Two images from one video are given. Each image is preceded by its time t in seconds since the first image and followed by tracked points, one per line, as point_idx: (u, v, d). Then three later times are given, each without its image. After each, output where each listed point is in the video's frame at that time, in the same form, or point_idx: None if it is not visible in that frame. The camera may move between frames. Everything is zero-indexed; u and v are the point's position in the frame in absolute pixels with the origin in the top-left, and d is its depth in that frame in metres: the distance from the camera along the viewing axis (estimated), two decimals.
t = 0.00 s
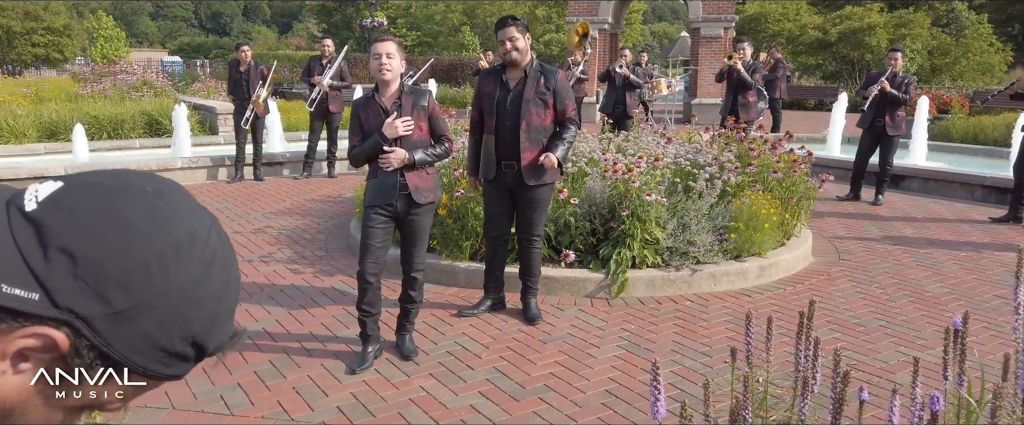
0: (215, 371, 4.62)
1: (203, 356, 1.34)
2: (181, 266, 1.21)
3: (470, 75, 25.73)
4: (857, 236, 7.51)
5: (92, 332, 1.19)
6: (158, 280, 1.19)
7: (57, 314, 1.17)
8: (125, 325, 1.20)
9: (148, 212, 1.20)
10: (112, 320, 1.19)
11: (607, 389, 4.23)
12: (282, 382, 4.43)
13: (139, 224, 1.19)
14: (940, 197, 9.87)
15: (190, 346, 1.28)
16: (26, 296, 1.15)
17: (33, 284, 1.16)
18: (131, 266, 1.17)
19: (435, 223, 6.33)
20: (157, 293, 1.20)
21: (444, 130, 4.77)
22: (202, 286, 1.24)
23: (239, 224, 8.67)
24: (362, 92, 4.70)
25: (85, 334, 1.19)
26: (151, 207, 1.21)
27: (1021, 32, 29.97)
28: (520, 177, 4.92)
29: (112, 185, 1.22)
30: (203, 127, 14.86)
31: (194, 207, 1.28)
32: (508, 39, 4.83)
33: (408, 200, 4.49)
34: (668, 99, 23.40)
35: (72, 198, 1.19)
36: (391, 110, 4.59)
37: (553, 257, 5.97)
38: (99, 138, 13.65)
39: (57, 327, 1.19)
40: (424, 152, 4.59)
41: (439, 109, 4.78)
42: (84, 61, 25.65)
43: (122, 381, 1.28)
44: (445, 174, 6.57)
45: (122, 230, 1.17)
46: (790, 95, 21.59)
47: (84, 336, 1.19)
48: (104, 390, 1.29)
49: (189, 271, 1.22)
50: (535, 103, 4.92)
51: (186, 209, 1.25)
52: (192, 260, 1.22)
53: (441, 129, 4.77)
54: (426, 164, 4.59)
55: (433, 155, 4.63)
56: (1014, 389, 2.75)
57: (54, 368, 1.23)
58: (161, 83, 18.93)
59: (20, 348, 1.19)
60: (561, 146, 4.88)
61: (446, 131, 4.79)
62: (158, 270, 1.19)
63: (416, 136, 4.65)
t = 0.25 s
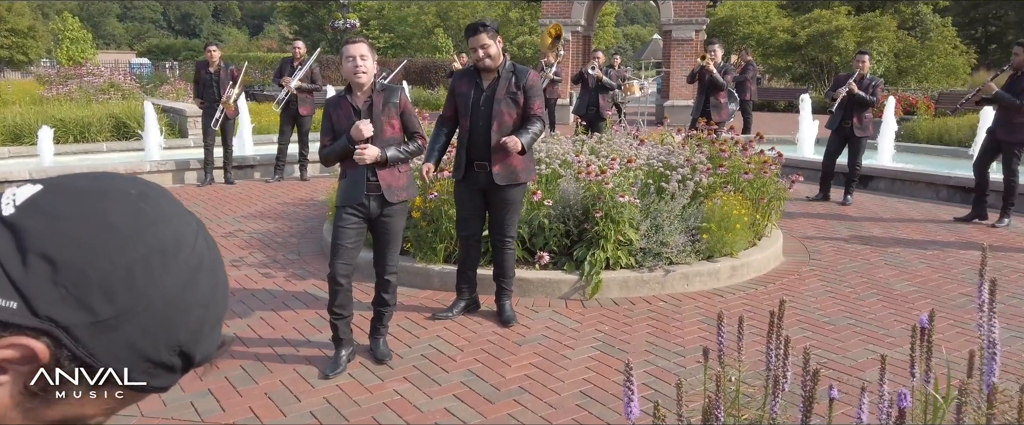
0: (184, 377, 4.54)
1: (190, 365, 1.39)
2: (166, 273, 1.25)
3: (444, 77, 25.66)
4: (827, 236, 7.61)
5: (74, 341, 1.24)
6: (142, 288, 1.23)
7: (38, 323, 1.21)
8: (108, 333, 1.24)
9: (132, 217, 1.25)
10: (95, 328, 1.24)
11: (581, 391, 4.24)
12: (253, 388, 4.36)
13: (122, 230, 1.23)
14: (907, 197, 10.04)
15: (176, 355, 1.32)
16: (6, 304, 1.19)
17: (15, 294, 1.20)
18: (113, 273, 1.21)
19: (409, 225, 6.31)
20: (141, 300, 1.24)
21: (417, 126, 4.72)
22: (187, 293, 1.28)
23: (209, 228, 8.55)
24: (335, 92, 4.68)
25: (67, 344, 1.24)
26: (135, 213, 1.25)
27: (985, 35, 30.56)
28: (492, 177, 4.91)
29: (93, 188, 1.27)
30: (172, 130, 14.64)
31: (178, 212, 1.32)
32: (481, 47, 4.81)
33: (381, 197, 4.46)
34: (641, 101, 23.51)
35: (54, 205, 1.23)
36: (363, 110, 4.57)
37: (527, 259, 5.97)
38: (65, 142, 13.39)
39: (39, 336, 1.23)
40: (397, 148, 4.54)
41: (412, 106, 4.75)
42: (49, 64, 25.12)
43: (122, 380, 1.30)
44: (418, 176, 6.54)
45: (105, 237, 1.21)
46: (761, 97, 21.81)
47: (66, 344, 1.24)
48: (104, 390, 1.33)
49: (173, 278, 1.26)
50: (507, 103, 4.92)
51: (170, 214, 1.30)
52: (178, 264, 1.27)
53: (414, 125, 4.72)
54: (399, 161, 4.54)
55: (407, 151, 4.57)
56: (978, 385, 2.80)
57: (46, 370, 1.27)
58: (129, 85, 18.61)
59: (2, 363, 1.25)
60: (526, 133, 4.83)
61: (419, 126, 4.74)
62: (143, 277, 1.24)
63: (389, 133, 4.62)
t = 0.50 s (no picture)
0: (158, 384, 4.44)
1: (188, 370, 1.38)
2: (167, 276, 1.24)
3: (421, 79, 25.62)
4: (801, 236, 7.69)
5: (70, 346, 1.22)
6: (143, 291, 1.22)
7: (34, 327, 1.19)
8: (107, 337, 1.23)
9: (130, 218, 1.23)
10: (92, 333, 1.22)
11: (560, 392, 4.24)
12: (229, 393, 4.29)
13: (121, 231, 1.21)
14: (880, 197, 10.18)
15: (176, 360, 1.31)
16: None
17: (8, 297, 1.17)
18: (112, 276, 1.20)
19: (387, 228, 6.28)
20: (140, 303, 1.23)
21: (394, 137, 4.71)
22: (187, 297, 1.27)
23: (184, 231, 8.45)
24: (313, 96, 4.64)
25: (65, 349, 1.22)
26: (133, 215, 1.23)
27: (954, 38, 31.11)
28: (476, 182, 4.91)
29: (90, 187, 1.24)
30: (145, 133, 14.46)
31: (175, 213, 1.31)
32: (461, 55, 4.80)
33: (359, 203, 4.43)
34: (618, 103, 23.63)
35: (48, 204, 1.20)
36: (341, 115, 4.54)
37: (506, 261, 5.97)
38: (36, 145, 13.17)
39: (33, 341, 1.21)
40: (377, 154, 4.51)
41: (391, 114, 4.71)
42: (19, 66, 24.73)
43: (122, 381, 1.28)
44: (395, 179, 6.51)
45: (103, 239, 1.19)
46: (736, 99, 22.02)
47: (63, 349, 1.22)
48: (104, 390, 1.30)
49: (174, 281, 1.25)
50: (486, 108, 4.91)
51: (168, 215, 1.28)
52: (178, 267, 1.26)
53: (391, 135, 4.70)
54: (378, 167, 4.51)
55: (382, 159, 4.53)
56: (949, 383, 2.85)
57: (44, 370, 1.24)
58: (102, 88, 18.37)
59: None
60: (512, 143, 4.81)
61: (396, 138, 4.73)
62: (143, 280, 1.22)
63: (367, 139, 4.58)
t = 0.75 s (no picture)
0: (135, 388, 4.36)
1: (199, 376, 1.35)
2: (181, 279, 1.22)
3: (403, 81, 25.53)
4: (781, 237, 7.76)
5: (84, 353, 1.20)
6: (157, 295, 1.20)
7: (46, 335, 1.17)
8: (122, 344, 1.21)
9: (140, 221, 1.21)
10: (106, 339, 1.20)
11: (543, 394, 4.23)
12: (209, 397, 4.22)
13: (132, 233, 1.19)
14: (858, 197, 10.28)
15: (190, 365, 1.29)
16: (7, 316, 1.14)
17: (20, 304, 1.15)
18: (125, 281, 1.18)
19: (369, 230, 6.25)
20: (155, 308, 1.21)
21: (379, 141, 4.70)
22: (200, 300, 1.26)
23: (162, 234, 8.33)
24: (294, 97, 4.58)
25: (77, 356, 1.19)
26: (144, 218, 1.22)
27: (930, 41, 31.52)
28: (458, 184, 4.90)
29: (97, 191, 1.22)
30: (123, 136, 14.29)
31: (183, 215, 1.29)
32: (441, 57, 4.79)
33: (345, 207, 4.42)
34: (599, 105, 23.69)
35: (56, 208, 1.18)
36: (326, 117, 4.51)
37: (488, 263, 5.97)
38: (11, 148, 12.97)
39: (47, 349, 1.19)
40: (361, 157, 4.51)
41: (374, 119, 4.72)
42: None
43: (122, 381, 1.24)
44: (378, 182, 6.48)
45: (116, 242, 1.18)
46: (716, 101, 22.17)
47: (76, 357, 1.19)
48: (103, 391, 1.25)
49: (187, 284, 1.23)
50: (467, 111, 4.90)
51: (178, 217, 1.27)
52: (190, 270, 1.24)
53: (376, 139, 4.69)
54: (363, 170, 4.51)
55: (369, 162, 4.53)
56: (926, 381, 2.88)
57: (47, 369, 1.20)
58: (78, 90, 18.14)
59: (6, 381, 1.20)
60: (495, 158, 4.90)
61: (380, 142, 4.72)
62: (157, 283, 1.20)
63: (351, 142, 4.55)
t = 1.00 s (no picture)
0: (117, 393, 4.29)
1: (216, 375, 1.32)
2: (194, 274, 1.20)
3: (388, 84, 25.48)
4: (765, 237, 7.81)
5: (99, 356, 1.16)
6: (173, 290, 1.18)
7: (59, 340, 1.14)
8: (139, 344, 1.17)
9: (148, 216, 1.19)
10: (122, 340, 1.16)
11: (529, 396, 4.23)
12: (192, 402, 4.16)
13: (141, 230, 1.17)
14: (841, 198, 10.37)
15: (207, 363, 1.26)
16: (17, 322, 1.12)
17: (31, 312, 1.12)
18: (139, 279, 1.15)
19: (353, 233, 6.23)
20: (170, 303, 1.18)
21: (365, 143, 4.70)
22: (216, 293, 1.23)
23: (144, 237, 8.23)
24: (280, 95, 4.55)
25: (92, 359, 1.16)
26: (152, 215, 1.20)
27: (911, 43, 31.88)
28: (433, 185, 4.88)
29: (101, 189, 1.20)
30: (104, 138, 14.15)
31: (189, 211, 1.27)
32: (420, 58, 4.77)
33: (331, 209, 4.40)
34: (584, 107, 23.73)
35: (62, 212, 1.16)
36: (314, 118, 4.49)
37: (473, 264, 5.97)
38: None
39: (61, 355, 1.15)
40: (348, 159, 4.52)
41: (361, 122, 4.72)
42: None
43: (121, 381, 1.19)
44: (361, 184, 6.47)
45: (125, 237, 1.15)
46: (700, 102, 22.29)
47: (92, 361, 1.16)
48: (104, 390, 1.20)
49: (201, 278, 1.21)
50: (444, 112, 4.89)
51: (184, 212, 1.25)
52: (202, 265, 1.21)
53: (362, 141, 4.70)
54: (349, 173, 4.52)
55: (355, 165, 4.54)
56: (908, 380, 2.90)
57: (52, 371, 1.16)
58: (58, 92, 17.94)
59: (18, 389, 1.18)
60: (473, 165, 4.92)
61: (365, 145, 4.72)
62: (171, 280, 1.17)
63: (338, 145, 4.54)
